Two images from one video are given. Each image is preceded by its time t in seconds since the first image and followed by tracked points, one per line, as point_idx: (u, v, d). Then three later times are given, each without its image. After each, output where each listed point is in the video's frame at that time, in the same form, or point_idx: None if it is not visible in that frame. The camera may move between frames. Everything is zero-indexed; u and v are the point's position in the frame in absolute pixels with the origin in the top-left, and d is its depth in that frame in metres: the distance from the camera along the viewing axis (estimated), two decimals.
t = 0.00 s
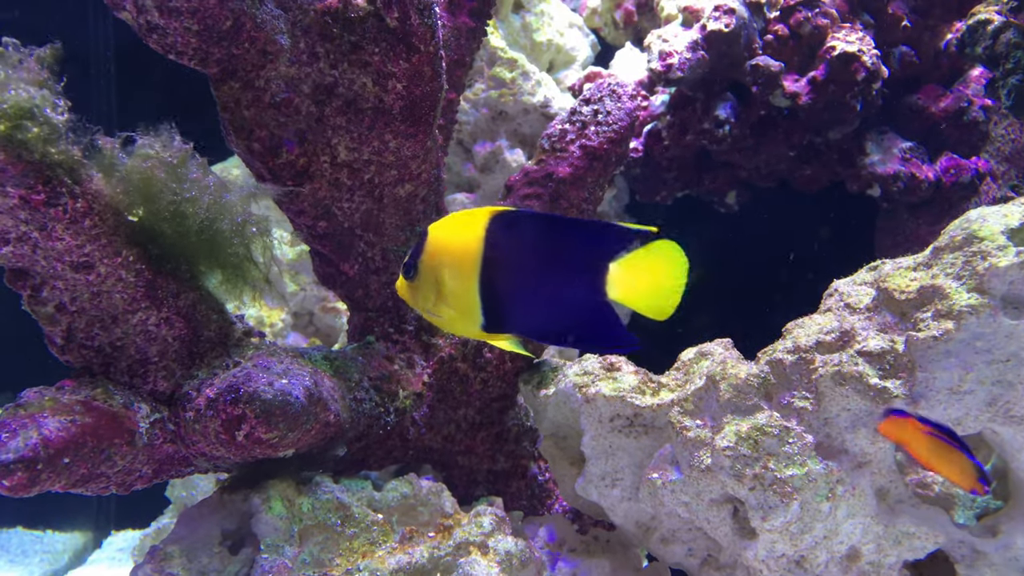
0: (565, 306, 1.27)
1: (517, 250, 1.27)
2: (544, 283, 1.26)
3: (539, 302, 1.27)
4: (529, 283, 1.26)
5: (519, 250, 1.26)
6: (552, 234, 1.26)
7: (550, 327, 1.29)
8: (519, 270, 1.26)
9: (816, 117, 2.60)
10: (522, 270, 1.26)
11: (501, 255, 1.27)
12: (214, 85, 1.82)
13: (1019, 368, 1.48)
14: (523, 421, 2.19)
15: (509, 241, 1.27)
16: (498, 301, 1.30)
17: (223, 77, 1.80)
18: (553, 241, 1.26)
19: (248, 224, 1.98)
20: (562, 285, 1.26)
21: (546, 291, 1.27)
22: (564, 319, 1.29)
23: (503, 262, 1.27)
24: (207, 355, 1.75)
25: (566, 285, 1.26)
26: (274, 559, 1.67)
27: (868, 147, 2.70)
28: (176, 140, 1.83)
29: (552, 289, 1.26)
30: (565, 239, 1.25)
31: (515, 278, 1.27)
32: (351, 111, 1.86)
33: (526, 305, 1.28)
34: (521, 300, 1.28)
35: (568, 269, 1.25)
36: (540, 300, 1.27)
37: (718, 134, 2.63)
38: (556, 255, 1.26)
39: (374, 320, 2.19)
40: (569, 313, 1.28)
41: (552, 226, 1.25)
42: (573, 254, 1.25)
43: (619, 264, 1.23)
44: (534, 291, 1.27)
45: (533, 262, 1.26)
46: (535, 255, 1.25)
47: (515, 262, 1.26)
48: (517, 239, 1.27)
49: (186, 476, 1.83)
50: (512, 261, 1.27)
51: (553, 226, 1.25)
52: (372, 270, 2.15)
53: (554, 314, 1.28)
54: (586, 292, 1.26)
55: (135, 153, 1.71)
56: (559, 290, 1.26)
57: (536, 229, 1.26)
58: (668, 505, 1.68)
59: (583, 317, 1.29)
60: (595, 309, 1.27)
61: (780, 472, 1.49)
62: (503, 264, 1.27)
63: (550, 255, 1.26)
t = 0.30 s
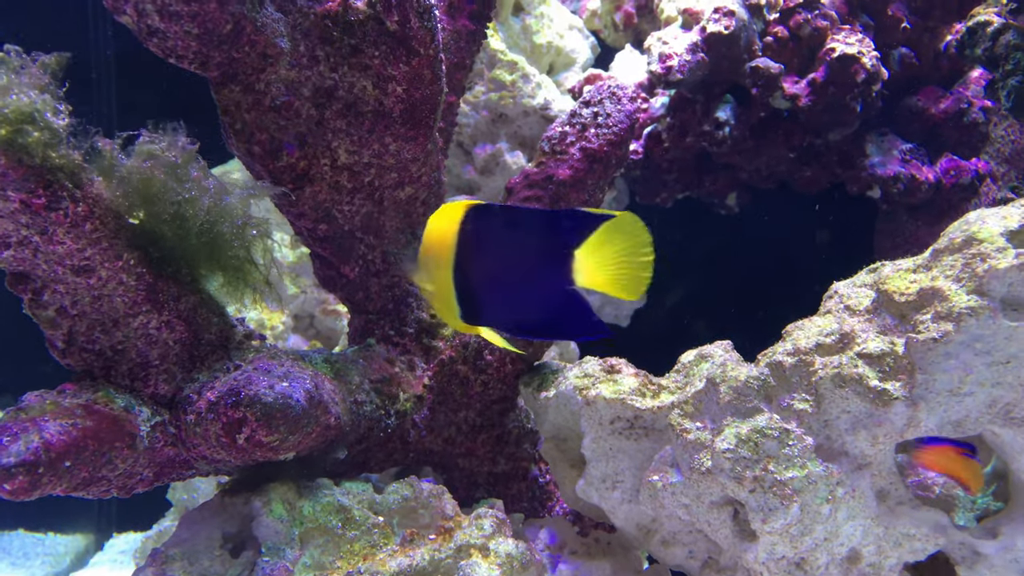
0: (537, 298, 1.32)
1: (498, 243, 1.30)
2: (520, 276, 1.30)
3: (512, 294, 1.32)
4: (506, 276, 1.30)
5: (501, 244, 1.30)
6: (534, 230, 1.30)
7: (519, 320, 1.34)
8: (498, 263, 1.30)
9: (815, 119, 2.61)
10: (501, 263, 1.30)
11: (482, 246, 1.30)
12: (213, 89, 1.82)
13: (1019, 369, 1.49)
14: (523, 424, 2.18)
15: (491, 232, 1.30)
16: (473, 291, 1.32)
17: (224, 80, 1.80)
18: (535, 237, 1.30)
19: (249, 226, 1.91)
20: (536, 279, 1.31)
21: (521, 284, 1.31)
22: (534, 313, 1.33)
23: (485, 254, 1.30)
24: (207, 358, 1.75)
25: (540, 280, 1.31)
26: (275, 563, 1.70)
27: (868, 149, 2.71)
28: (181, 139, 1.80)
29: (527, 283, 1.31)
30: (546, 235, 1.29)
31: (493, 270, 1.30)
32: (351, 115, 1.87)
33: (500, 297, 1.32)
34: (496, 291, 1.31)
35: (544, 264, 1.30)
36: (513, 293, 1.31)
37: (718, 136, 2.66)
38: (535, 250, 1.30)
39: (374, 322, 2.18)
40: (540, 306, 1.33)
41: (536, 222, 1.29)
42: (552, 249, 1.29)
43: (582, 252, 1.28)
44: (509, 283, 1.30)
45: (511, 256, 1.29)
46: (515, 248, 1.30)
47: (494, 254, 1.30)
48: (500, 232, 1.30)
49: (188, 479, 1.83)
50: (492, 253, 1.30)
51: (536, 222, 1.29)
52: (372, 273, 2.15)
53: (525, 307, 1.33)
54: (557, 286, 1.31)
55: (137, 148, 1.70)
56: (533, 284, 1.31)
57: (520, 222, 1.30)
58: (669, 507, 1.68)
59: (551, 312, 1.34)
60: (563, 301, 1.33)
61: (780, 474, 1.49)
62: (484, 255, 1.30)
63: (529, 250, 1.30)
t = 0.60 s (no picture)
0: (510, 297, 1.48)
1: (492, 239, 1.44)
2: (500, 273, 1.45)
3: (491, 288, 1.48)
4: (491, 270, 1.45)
5: (496, 242, 1.44)
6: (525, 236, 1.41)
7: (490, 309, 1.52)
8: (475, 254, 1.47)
9: (819, 124, 2.62)
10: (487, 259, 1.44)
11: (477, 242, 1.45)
12: (222, 98, 1.89)
13: None
14: (529, 429, 2.17)
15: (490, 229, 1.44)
16: (465, 279, 1.53)
17: (232, 90, 1.87)
18: (524, 242, 1.41)
19: (258, 234, 1.93)
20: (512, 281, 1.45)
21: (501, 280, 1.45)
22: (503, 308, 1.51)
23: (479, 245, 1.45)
24: (216, 366, 1.76)
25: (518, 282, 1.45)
26: (283, 569, 1.70)
27: (872, 154, 2.71)
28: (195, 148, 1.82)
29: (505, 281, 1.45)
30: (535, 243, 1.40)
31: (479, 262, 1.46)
32: (358, 123, 1.89)
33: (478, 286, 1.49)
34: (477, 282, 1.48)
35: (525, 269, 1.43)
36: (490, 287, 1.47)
37: (722, 142, 2.66)
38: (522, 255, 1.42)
39: (381, 329, 2.19)
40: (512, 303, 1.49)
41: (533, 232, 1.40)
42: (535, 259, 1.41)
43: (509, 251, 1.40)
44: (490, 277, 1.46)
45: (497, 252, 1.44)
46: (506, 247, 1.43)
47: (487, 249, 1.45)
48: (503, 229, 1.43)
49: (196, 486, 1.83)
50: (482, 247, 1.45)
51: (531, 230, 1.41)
52: (378, 280, 2.14)
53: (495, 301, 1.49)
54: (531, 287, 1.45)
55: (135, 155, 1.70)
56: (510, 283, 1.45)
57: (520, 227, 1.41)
58: (676, 514, 1.69)
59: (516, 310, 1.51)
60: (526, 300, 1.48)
61: (787, 481, 1.51)
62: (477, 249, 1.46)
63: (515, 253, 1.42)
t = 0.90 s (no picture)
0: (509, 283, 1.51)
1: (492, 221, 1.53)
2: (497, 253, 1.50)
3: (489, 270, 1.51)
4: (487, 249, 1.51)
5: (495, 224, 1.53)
6: (527, 218, 1.50)
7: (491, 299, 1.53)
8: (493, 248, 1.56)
9: (817, 128, 2.63)
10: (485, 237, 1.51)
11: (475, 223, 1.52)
12: (222, 104, 1.90)
13: (1021, 383, 1.50)
14: (527, 434, 2.14)
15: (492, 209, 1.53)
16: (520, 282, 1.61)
17: (231, 96, 1.88)
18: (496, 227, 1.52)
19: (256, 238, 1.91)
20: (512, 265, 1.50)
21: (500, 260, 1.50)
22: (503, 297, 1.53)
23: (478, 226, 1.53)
24: (215, 371, 1.76)
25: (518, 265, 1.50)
26: None
27: (869, 157, 2.73)
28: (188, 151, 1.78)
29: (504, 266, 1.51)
30: (537, 225, 1.49)
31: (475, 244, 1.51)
32: (357, 128, 1.91)
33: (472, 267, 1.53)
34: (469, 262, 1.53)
35: (526, 252, 1.49)
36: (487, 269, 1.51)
37: (721, 146, 2.65)
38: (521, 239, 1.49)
39: (380, 333, 2.20)
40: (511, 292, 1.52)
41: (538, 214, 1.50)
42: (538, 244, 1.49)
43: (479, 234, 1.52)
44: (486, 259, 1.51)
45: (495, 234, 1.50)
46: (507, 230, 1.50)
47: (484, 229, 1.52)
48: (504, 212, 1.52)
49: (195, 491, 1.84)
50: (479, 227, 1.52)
51: (534, 212, 1.50)
52: (377, 285, 2.16)
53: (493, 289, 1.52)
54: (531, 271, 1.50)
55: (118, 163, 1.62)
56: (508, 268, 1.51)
57: (524, 208, 1.50)
58: (673, 518, 1.69)
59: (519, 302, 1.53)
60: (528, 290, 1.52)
61: (784, 486, 1.51)
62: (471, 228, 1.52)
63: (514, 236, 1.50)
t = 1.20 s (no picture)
0: (525, 308, 1.51)
1: (514, 246, 1.50)
2: (516, 277, 1.49)
3: (504, 292, 1.51)
4: (504, 272, 1.50)
5: (514, 241, 1.50)
6: (554, 249, 1.48)
7: (503, 320, 1.53)
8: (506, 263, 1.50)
9: (802, 141, 2.64)
10: (504, 260, 1.50)
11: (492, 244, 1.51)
12: (204, 119, 1.90)
13: (995, 399, 1.52)
14: (512, 446, 2.16)
15: (515, 233, 1.50)
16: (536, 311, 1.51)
17: (213, 110, 1.87)
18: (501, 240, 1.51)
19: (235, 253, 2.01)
20: (531, 291, 1.49)
21: (517, 284, 1.50)
22: (518, 321, 1.52)
23: (497, 248, 1.51)
24: (195, 387, 1.76)
25: (538, 292, 1.49)
26: None
27: (855, 169, 2.75)
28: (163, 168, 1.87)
29: (523, 291, 1.50)
30: (566, 258, 1.47)
31: (489, 264, 1.51)
32: (340, 142, 1.92)
33: (483, 285, 1.52)
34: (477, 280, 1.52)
35: (547, 281, 1.48)
36: (500, 290, 1.51)
37: (706, 157, 2.68)
38: (545, 268, 1.48)
39: (363, 346, 2.19)
40: (527, 316, 1.52)
41: (568, 246, 1.47)
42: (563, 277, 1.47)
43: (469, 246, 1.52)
44: (502, 281, 1.51)
45: (515, 260, 1.49)
46: (529, 257, 1.49)
47: (502, 252, 1.50)
48: (530, 240, 1.49)
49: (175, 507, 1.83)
50: (495, 248, 1.51)
51: (564, 245, 1.48)
52: (360, 298, 2.15)
53: (506, 309, 1.52)
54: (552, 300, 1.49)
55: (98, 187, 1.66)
56: (524, 288, 1.50)
57: (552, 236, 1.48)
58: (653, 533, 1.70)
59: (534, 328, 1.53)
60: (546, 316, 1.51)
61: (761, 502, 1.52)
62: (489, 249, 1.51)
63: (538, 265, 1.48)
